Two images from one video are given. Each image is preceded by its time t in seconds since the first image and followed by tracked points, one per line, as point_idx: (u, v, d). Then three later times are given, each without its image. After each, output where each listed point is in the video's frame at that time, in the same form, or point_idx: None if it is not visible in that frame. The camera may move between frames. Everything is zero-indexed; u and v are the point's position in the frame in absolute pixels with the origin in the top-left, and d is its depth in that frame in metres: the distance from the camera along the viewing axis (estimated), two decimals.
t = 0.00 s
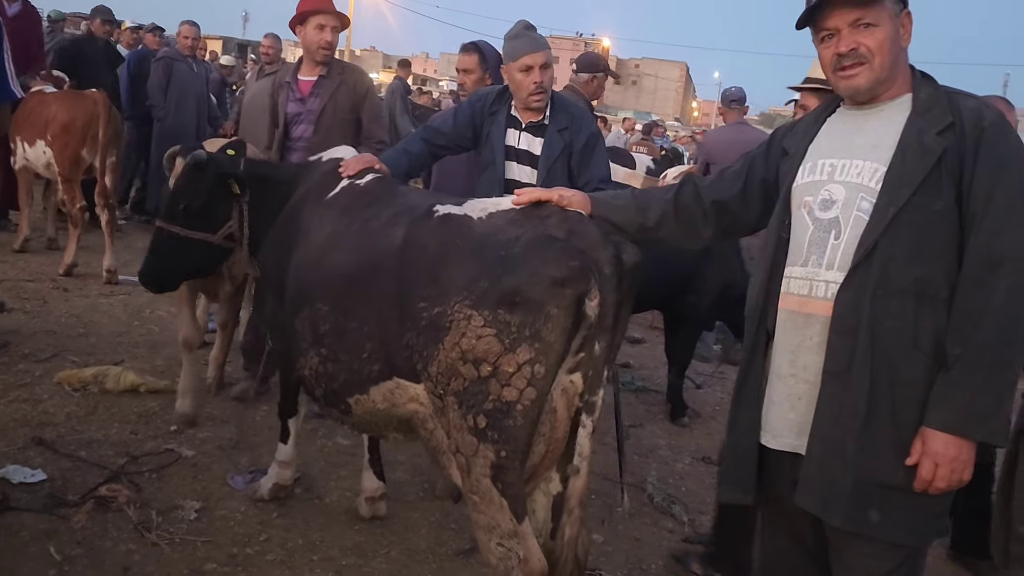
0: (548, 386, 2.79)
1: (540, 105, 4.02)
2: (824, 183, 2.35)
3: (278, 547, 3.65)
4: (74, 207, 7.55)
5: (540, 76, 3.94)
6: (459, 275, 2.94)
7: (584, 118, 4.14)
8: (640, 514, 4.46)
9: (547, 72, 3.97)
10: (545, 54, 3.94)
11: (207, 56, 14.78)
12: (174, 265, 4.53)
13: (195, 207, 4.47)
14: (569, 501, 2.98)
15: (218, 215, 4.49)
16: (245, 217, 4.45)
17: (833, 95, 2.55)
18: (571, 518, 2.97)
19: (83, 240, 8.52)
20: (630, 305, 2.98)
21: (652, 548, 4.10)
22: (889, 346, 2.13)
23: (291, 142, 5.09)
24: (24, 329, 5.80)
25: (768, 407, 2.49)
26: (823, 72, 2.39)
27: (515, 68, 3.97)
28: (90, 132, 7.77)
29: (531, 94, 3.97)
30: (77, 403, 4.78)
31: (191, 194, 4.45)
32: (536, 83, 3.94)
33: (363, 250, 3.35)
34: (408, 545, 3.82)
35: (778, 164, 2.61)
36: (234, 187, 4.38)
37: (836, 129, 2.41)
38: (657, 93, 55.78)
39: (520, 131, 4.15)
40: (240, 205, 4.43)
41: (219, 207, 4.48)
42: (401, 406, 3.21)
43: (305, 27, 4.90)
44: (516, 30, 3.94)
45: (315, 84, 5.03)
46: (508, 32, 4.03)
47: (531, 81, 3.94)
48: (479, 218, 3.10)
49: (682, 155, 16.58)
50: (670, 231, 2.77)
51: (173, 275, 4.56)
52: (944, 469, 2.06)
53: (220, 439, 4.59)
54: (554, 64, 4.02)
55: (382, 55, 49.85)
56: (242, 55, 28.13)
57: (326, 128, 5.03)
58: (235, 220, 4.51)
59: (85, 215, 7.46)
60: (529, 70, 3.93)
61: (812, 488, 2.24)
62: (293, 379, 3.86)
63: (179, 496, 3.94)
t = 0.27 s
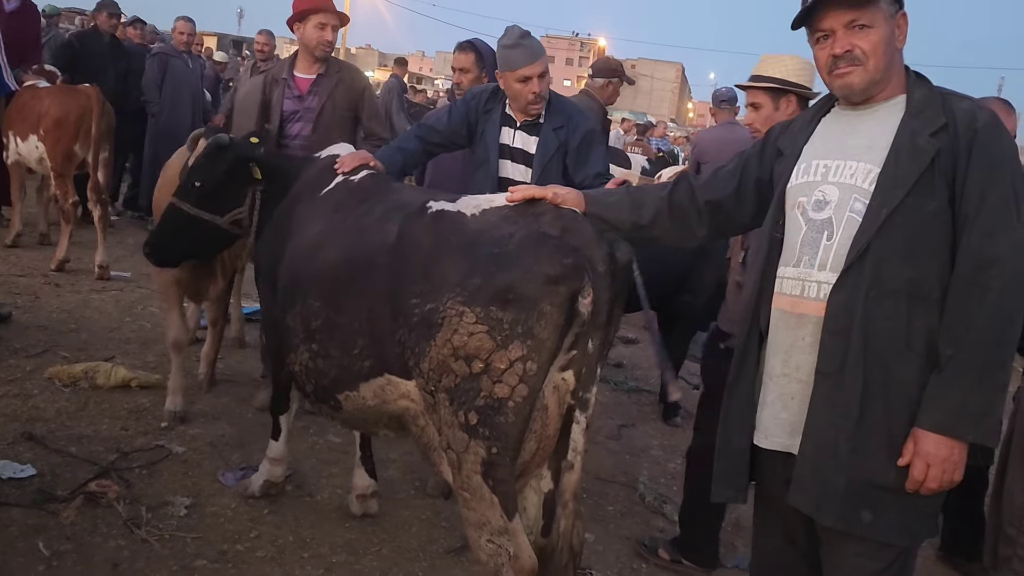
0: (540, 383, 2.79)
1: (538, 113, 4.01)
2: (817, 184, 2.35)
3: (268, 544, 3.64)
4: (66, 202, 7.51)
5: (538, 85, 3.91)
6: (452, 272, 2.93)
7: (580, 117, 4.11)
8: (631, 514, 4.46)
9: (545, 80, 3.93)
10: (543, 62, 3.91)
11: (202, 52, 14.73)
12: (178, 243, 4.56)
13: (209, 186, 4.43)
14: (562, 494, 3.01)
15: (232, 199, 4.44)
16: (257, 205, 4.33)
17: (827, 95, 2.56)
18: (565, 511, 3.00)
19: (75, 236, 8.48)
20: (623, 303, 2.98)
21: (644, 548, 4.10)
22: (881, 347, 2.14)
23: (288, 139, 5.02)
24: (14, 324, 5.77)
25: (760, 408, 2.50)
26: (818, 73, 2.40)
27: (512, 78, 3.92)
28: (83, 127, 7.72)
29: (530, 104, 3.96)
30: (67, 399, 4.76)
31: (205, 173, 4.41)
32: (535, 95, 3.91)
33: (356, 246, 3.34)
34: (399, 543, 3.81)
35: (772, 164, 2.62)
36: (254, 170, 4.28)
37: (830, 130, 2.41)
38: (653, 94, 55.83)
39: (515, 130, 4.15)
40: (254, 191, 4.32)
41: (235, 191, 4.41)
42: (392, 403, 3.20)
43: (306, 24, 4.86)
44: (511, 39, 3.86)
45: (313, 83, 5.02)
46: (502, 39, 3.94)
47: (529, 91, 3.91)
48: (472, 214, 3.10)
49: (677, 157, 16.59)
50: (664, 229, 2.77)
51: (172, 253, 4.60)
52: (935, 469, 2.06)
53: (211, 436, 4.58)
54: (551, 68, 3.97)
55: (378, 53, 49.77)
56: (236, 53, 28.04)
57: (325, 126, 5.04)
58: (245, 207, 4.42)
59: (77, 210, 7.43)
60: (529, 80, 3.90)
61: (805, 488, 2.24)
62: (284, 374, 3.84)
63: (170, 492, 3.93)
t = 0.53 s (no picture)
0: (534, 384, 2.78)
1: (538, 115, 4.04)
2: (816, 185, 2.35)
3: (262, 544, 3.63)
4: (60, 199, 7.47)
5: (537, 85, 3.90)
6: (446, 271, 2.92)
7: (578, 117, 4.10)
8: (627, 515, 4.45)
9: (544, 80, 3.92)
10: (542, 62, 3.89)
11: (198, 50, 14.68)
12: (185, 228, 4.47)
13: (227, 175, 4.40)
14: (558, 495, 2.99)
15: (246, 192, 4.42)
16: (273, 201, 4.42)
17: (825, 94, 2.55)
18: (561, 511, 2.98)
19: (70, 234, 8.44)
20: (618, 303, 2.98)
21: (639, 550, 4.09)
22: (879, 349, 2.13)
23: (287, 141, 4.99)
24: (8, 321, 5.74)
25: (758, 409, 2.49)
26: (819, 83, 2.38)
27: (512, 80, 3.90)
28: (77, 125, 7.73)
29: (529, 104, 3.96)
30: (61, 397, 4.73)
31: (225, 161, 4.40)
32: (535, 95, 3.91)
33: (351, 244, 3.33)
34: (394, 543, 3.80)
35: (769, 164, 2.61)
36: (274, 165, 4.33)
37: (829, 131, 2.40)
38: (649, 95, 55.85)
39: (513, 129, 4.15)
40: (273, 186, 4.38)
41: (252, 183, 4.41)
42: (385, 402, 3.19)
43: (307, 29, 4.82)
44: (508, 43, 3.83)
45: (311, 85, 4.98)
46: (499, 42, 3.91)
47: (529, 92, 3.90)
48: (467, 213, 3.09)
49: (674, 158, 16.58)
50: (660, 229, 2.76)
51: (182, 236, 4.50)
52: (932, 472, 2.06)
53: (205, 435, 4.56)
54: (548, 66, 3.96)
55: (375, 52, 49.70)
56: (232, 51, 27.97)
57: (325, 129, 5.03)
58: (261, 200, 4.44)
59: (72, 208, 7.39)
60: (529, 81, 3.88)
61: (803, 491, 2.23)
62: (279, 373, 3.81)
63: (163, 491, 3.91)
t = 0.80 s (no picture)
0: (528, 385, 2.79)
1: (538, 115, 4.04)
2: (812, 189, 2.35)
3: (259, 544, 3.63)
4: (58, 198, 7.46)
5: (537, 87, 3.90)
6: (441, 271, 2.93)
7: (579, 118, 4.10)
8: (623, 516, 4.46)
9: (544, 82, 3.92)
10: (543, 64, 3.89)
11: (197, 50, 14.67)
12: (193, 226, 4.47)
13: (229, 176, 4.40)
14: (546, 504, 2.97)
15: (248, 191, 4.41)
16: (275, 200, 4.39)
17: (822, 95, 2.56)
18: (548, 521, 2.95)
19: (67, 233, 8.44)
20: (614, 304, 2.98)
21: (635, 551, 4.10)
22: (878, 353, 2.14)
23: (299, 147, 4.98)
24: (5, 320, 5.73)
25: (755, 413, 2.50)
26: (816, 89, 2.39)
27: (511, 81, 3.91)
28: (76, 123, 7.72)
29: (529, 106, 3.97)
30: (58, 396, 4.73)
31: (227, 161, 4.39)
32: (535, 97, 3.91)
33: (349, 244, 3.33)
34: (390, 544, 3.80)
35: (765, 166, 2.62)
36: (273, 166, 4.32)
37: (825, 134, 2.41)
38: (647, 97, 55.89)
39: (513, 130, 4.16)
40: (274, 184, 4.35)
41: (254, 183, 4.40)
42: (382, 402, 3.20)
43: (326, 34, 4.75)
44: (509, 44, 3.84)
45: (327, 90, 4.95)
46: (498, 44, 3.92)
47: (529, 93, 3.90)
48: (463, 213, 3.09)
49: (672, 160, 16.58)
50: (657, 230, 2.76)
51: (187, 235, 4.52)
52: (934, 475, 2.08)
53: (202, 434, 4.56)
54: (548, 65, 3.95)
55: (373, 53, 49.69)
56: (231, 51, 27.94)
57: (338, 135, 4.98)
58: (263, 199, 4.41)
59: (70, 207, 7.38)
60: (528, 82, 3.89)
61: (805, 497, 2.23)
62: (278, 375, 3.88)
63: (160, 491, 3.91)
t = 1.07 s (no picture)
0: (524, 388, 2.79)
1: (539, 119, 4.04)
2: (809, 193, 2.36)
3: (256, 546, 3.63)
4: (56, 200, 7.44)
5: (538, 90, 3.91)
6: (437, 273, 2.93)
7: (579, 123, 4.12)
8: (621, 518, 4.46)
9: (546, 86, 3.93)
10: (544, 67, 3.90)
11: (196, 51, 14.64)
12: (194, 226, 4.52)
13: (228, 176, 4.40)
14: (538, 510, 2.99)
15: (247, 192, 4.40)
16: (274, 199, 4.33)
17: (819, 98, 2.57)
18: (540, 528, 2.96)
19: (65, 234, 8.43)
20: (611, 307, 2.99)
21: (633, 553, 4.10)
22: (874, 357, 2.15)
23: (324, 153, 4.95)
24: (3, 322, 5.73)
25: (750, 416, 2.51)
26: (811, 91, 2.40)
27: (512, 84, 3.91)
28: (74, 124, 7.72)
29: (530, 109, 3.97)
30: (55, 397, 4.73)
31: (227, 160, 4.39)
32: (535, 100, 3.92)
33: (346, 247, 3.34)
34: (387, 546, 3.80)
35: (762, 169, 2.63)
36: (272, 165, 4.31)
37: (822, 137, 2.42)
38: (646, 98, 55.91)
39: (513, 132, 4.16)
40: (272, 184, 4.32)
41: (254, 182, 4.38)
42: (379, 404, 3.20)
43: (357, 39, 4.75)
44: (510, 45, 3.84)
45: (356, 98, 4.91)
46: (499, 46, 3.92)
47: (529, 97, 3.91)
48: (461, 215, 3.09)
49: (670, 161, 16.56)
50: (655, 233, 2.78)
51: (187, 233, 4.55)
52: (928, 480, 2.09)
53: (199, 436, 4.56)
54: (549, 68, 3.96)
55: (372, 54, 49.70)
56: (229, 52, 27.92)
57: (362, 142, 4.93)
58: (260, 199, 4.37)
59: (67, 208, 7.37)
60: (528, 86, 3.89)
61: (802, 503, 2.24)
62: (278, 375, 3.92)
63: (157, 493, 3.91)
